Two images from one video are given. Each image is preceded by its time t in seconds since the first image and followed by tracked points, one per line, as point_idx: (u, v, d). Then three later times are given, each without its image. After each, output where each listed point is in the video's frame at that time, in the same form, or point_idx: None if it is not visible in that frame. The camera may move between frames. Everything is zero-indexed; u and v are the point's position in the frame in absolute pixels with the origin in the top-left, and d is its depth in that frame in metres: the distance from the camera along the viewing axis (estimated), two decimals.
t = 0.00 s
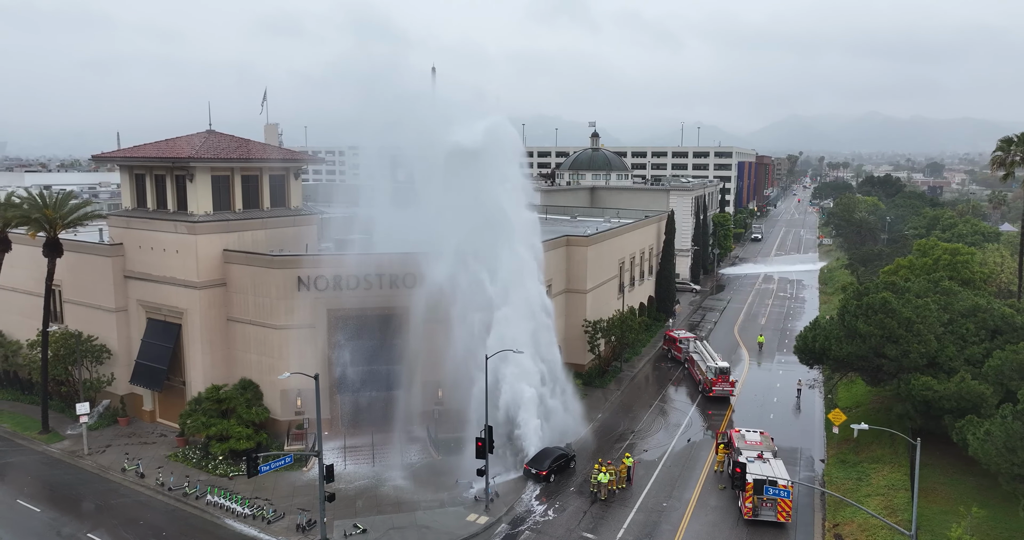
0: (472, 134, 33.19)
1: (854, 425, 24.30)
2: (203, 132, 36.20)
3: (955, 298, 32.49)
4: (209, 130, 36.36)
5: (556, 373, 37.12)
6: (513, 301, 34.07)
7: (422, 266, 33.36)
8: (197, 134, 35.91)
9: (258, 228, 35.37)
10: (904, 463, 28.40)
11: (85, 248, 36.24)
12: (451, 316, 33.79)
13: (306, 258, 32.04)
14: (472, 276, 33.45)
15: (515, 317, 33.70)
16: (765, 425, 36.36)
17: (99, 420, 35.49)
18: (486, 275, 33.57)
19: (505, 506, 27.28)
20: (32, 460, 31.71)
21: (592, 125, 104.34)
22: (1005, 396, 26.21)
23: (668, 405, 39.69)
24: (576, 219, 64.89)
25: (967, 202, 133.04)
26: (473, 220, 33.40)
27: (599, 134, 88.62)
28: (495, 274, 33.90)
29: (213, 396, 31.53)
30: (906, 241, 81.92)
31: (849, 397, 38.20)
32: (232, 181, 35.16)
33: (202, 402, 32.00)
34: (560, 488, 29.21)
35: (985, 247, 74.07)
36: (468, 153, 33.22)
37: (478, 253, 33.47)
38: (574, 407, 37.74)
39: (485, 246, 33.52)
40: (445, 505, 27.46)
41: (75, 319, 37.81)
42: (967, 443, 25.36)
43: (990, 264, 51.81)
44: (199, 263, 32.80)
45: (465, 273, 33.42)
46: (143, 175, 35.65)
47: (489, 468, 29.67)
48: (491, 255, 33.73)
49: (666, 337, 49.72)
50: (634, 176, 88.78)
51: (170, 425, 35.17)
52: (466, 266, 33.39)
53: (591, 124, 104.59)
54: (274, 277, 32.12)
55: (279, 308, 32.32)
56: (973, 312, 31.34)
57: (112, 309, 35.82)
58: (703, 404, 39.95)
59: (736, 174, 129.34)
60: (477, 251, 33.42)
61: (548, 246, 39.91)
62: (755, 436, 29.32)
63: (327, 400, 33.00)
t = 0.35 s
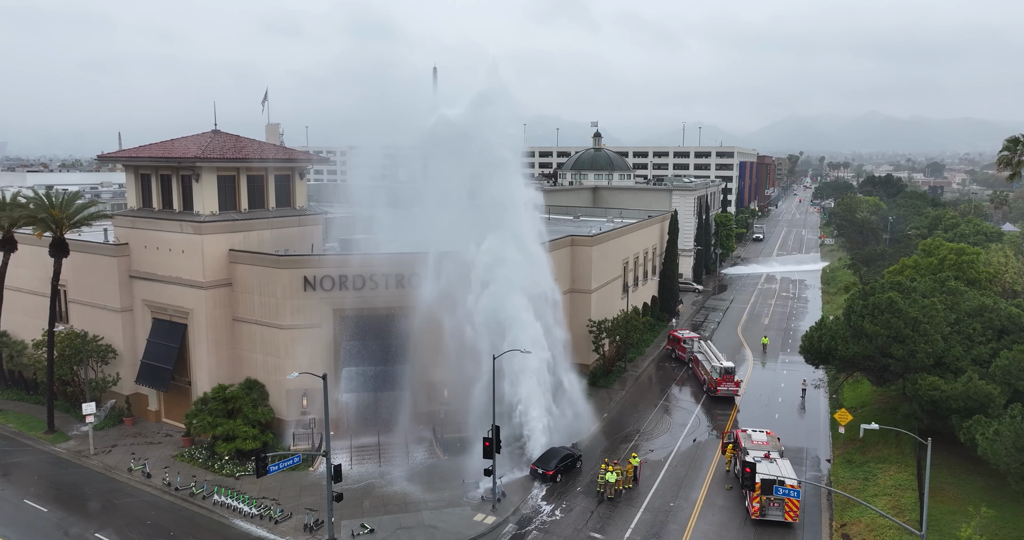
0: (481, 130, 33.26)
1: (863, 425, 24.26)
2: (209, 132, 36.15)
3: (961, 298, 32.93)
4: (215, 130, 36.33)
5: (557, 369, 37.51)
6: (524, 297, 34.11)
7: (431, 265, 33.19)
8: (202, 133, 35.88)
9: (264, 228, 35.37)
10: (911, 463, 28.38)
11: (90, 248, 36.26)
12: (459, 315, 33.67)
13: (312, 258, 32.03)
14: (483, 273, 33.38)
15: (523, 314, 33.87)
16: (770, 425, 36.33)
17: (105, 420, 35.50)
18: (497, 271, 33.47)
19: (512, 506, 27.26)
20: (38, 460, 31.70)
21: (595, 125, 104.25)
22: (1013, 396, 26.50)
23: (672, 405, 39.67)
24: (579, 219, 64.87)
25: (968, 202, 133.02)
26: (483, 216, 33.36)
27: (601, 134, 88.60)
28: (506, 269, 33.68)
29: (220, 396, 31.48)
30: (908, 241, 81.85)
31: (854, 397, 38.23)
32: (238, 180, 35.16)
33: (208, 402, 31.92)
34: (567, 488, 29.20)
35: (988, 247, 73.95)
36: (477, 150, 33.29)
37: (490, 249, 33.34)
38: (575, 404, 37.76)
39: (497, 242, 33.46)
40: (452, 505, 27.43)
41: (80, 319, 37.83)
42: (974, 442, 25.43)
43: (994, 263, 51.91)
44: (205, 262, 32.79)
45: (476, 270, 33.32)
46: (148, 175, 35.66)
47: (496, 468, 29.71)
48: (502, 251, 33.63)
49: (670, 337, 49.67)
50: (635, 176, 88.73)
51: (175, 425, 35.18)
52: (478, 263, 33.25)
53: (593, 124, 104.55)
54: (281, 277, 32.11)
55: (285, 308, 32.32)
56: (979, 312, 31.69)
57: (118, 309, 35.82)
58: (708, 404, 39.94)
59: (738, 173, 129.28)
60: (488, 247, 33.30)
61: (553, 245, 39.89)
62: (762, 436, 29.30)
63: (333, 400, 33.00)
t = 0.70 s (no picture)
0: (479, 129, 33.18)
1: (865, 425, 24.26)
2: (210, 132, 36.11)
3: (963, 299, 33.00)
4: (216, 130, 36.30)
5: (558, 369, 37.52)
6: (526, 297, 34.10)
7: (435, 266, 33.17)
8: (204, 133, 35.85)
9: (266, 228, 35.37)
10: (913, 463, 28.39)
11: (91, 248, 36.26)
12: (462, 315, 33.67)
13: (313, 258, 32.03)
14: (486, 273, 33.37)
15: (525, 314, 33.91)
16: (771, 424, 36.34)
17: (106, 420, 35.51)
18: (497, 270, 33.40)
19: (514, 507, 27.26)
20: (39, 460, 31.70)
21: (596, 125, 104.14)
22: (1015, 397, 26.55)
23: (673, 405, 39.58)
24: (580, 220, 64.84)
25: (967, 202, 133.12)
26: (485, 216, 33.19)
27: (602, 134, 88.57)
28: (508, 269, 33.64)
29: (221, 396, 31.45)
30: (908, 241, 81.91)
31: (856, 397, 38.27)
32: (239, 181, 35.17)
33: (209, 402, 31.88)
34: (568, 488, 29.20)
35: (988, 247, 74.02)
36: (476, 150, 33.24)
37: (492, 250, 33.28)
38: (575, 405, 37.77)
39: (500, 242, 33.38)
40: (454, 505, 27.42)
41: (82, 319, 37.85)
42: (976, 443, 25.43)
43: (995, 264, 51.97)
44: (207, 262, 32.79)
45: (478, 270, 33.30)
46: (150, 175, 35.66)
47: (498, 468, 29.72)
48: (505, 252, 33.55)
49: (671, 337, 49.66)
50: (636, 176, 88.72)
51: (176, 425, 35.17)
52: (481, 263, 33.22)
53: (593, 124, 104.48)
54: (282, 277, 32.10)
55: (286, 308, 32.31)
56: (981, 312, 31.77)
57: (119, 309, 35.82)
58: (710, 405, 39.93)
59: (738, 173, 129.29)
60: (490, 247, 33.23)
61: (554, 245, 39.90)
62: (763, 436, 29.28)
63: (335, 400, 33.03)
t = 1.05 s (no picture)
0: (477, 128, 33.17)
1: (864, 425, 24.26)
2: (210, 132, 36.09)
3: (963, 299, 33.04)
4: (215, 130, 36.28)
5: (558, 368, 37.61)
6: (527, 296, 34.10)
7: (437, 265, 33.29)
8: (204, 133, 35.84)
9: (265, 228, 35.37)
10: (913, 463, 28.36)
11: (91, 248, 36.26)
12: (462, 314, 33.79)
13: (313, 258, 32.02)
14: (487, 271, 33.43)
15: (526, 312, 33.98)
16: (771, 424, 36.33)
17: (105, 420, 35.50)
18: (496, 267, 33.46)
19: (514, 506, 27.25)
20: (39, 460, 31.69)
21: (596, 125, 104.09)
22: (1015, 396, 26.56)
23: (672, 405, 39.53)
24: (580, 220, 64.83)
25: (967, 202, 133.27)
26: (485, 215, 33.27)
27: (601, 134, 88.58)
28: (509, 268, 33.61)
29: (221, 396, 31.47)
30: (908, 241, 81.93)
31: (856, 397, 38.27)
32: (239, 181, 35.16)
33: (209, 402, 31.88)
34: (568, 488, 29.18)
35: (988, 247, 73.99)
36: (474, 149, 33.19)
37: (493, 248, 33.37)
38: (575, 404, 37.77)
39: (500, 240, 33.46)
40: (454, 505, 27.40)
41: (81, 319, 37.84)
42: (976, 443, 25.42)
43: (995, 263, 51.99)
44: (207, 262, 32.79)
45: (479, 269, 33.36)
46: (149, 175, 35.67)
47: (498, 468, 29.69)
48: (506, 250, 33.60)
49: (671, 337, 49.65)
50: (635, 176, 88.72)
51: (176, 425, 35.16)
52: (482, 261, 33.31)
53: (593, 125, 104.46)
54: (282, 277, 32.09)
55: (286, 308, 32.30)
56: (981, 312, 31.80)
57: (119, 309, 35.81)
58: (710, 404, 39.92)
59: (738, 173, 129.37)
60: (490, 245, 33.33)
61: (554, 245, 39.89)
62: (763, 436, 29.27)
63: (336, 400, 33.03)
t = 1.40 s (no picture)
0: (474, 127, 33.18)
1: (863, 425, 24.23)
2: (209, 132, 36.09)
3: (962, 299, 33.09)
4: (215, 130, 36.27)
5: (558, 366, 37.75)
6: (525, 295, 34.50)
7: (439, 267, 33.17)
8: (203, 133, 35.84)
9: (264, 228, 35.35)
10: (913, 463, 28.32)
11: (91, 248, 36.25)
12: (462, 315, 33.79)
13: (312, 258, 32.01)
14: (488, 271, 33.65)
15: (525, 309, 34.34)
16: (770, 424, 36.31)
17: (105, 420, 35.49)
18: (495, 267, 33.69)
19: (513, 506, 27.25)
20: (39, 460, 31.68)
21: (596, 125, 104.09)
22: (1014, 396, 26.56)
23: (670, 405, 39.46)
24: (580, 220, 64.81)
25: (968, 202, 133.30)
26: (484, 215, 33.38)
27: (601, 134, 88.58)
28: (508, 266, 34.04)
29: (220, 396, 31.49)
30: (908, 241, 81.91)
31: (855, 397, 38.25)
32: (239, 181, 35.16)
33: (209, 402, 31.87)
34: (567, 488, 29.17)
35: (988, 247, 73.98)
36: (472, 148, 33.25)
37: (493, 247, 33.58)
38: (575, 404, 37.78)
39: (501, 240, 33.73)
40: (453, 505, 27.39)
41: (81, 319, 37.83)
42: (975, 443, 25.41)
43: (995, 263, 51.99)
44: (206, 262, 32.78)
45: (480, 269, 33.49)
46: (149, 175, 35.68)
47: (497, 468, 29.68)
48: (505, 250, 33.86)
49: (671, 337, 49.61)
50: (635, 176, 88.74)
51: (176, 424, 35.15)
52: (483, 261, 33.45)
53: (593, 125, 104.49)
54: (282, 277, 32.07)
55: (286, 307, 32.28)
56: (980, 312, 31.83)
57: (118, 309, 35.80)
58: (709, 404, 39.90)
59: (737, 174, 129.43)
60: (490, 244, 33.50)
61: (554, 244, 39.86)
62: (763, 436, 29.24)
63: (335, 400, 33.03)
